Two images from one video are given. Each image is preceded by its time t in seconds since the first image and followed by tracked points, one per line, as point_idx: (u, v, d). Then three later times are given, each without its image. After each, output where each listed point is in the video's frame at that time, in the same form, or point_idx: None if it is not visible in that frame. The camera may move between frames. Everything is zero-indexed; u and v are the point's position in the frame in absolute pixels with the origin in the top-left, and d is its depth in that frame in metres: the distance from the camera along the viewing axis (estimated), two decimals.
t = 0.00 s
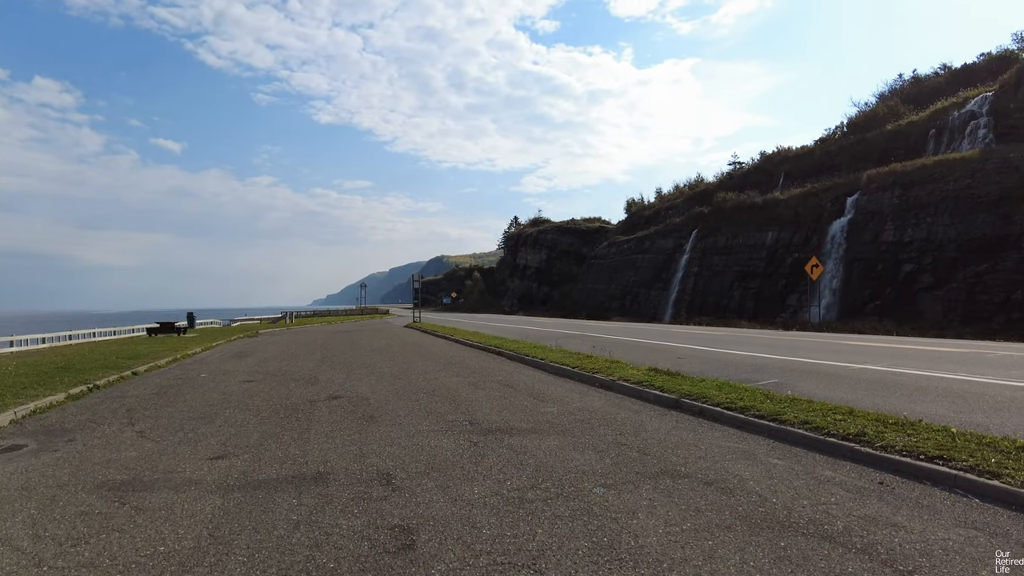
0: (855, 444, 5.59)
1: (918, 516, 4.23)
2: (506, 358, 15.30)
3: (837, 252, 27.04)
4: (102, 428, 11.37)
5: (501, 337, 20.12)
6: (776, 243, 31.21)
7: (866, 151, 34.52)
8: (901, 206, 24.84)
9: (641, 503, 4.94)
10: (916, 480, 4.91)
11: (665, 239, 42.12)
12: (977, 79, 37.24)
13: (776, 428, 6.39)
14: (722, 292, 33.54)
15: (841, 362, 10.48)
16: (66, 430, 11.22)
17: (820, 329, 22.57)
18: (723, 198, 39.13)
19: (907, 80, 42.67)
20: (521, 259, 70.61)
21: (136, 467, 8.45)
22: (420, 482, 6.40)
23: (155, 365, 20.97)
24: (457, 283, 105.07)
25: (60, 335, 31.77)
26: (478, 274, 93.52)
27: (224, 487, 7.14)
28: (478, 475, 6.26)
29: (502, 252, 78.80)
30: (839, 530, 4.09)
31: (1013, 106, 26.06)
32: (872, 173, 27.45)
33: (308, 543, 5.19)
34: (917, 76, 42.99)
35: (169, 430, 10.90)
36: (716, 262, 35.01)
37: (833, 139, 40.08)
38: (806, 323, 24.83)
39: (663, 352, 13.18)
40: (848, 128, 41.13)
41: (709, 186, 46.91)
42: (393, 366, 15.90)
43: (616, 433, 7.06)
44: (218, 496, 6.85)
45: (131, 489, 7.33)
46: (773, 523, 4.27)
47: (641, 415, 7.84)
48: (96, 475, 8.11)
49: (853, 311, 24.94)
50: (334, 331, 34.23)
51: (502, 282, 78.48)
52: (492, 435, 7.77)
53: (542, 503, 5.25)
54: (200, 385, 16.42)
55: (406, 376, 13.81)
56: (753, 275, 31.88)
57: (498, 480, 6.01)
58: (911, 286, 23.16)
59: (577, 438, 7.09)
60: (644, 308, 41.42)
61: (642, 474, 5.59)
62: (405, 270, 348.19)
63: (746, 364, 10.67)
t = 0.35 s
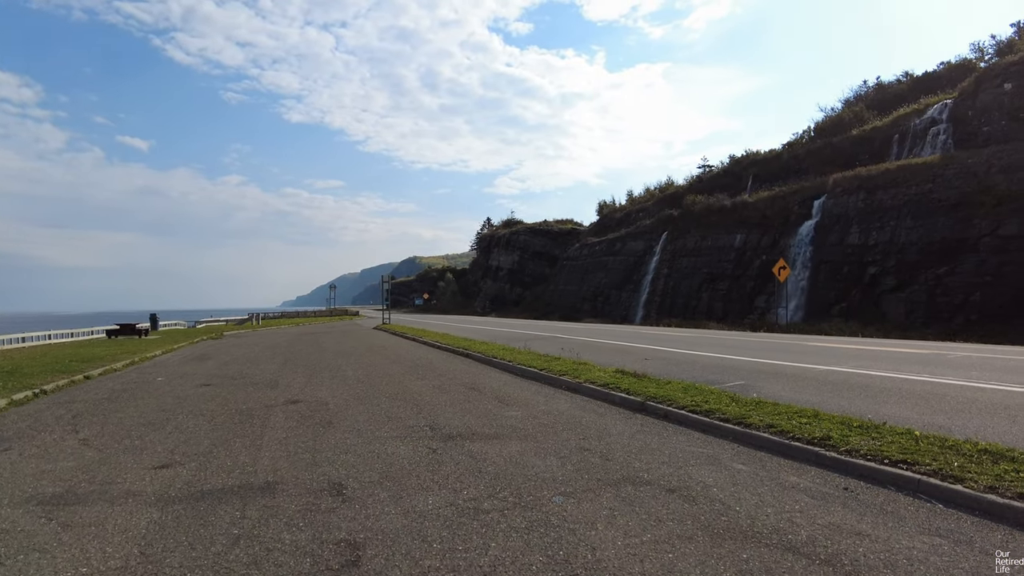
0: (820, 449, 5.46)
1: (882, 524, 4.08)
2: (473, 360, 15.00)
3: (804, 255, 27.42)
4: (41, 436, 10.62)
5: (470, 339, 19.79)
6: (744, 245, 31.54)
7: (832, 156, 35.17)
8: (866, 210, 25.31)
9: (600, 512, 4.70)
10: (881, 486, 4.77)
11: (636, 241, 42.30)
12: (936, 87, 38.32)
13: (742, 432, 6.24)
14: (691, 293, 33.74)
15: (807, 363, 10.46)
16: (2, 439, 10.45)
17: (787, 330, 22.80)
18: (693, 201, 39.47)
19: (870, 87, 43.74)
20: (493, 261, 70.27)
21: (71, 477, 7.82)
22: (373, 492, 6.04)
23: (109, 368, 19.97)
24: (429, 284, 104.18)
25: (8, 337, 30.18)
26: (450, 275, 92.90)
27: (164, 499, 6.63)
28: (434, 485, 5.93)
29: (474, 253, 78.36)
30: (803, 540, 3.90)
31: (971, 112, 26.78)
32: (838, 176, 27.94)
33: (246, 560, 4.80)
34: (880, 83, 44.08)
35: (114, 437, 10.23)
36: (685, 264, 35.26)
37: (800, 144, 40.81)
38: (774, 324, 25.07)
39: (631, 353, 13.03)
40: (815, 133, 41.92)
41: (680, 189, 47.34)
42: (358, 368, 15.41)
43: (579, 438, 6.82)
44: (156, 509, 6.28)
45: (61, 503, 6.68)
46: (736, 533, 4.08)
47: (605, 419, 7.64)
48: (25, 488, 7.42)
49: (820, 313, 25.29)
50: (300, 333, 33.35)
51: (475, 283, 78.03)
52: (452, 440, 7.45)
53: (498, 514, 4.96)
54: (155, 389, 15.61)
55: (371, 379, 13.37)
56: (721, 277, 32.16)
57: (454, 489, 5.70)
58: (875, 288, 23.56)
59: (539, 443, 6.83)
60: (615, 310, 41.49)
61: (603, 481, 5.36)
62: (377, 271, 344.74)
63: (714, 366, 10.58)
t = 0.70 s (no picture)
0: (791, 455, 5.35)
1: (856, 534, 3.97)
2: (444, 362, 14.70)
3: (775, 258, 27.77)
4: None
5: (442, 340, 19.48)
6: (716, 248, 31.84)
7: (802, 160, 35.76)
8: (835, 214, 25.74)
9: (568, 523, 4.50)
10: (854, 494, 4.67)
11: (610, 242, 42.41)
12: (903, 95, 39.28)
13: (713, 437, 6.11)
14: (663, 295, 33.91)
15: (778, 365, 10.45)
16: None
17: (758, 332, 23.01)
18: (666, 203, 39.75)
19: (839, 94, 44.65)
20: (468, 260, 69.84)
21: (10, 487, 7.27)
22: (331, 502, 5.75)
23: (65, 369, 19.06)
24: (403, 284, 103.21)
25: None
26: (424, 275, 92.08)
27: (108, 510, 6.18)
28: (396, 494, 5.65)
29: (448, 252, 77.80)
30: (776, 552, 3.76)
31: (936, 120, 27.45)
32: (808, 181, 28.37)
33: None
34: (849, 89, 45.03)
35: (61, 443, 9.64)
36: (658, 265, 35.44)
37: (771, 148, 41.44)
38: (746, 326, 25.30)
39: (604, 355, 12.90)
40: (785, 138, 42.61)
41: (653, 191, 47.68)
42: (326, 370, 14.97)
43: (549, 443, 6.62)
44: (98, 522, 5.83)
45: None
46: (708, 545, 3.92)
47: (576, 423, 7.45)
48: None
49: (790, 314, 25.61)
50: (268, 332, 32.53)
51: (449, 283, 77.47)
52: (418, 446, 7.18)
53: (462, 525, 4.71)
54: (110, 391, 14.88)
55: (338, 381, 12.96)
56: (693, 279, 32.38)
57: (417, 499, 5.44)
58: (844, 291, 23.95)
59: (508, 449, 6.60)
60: (588, 311, 41.53)
61: (571, 489, 5.16)
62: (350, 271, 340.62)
63: (686, 368, 10.50)
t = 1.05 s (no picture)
0: (766, 459, 5.30)
1: (830, 541, 3.91)
2: (419, 365, 14.47)
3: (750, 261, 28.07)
4: None
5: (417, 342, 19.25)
6: (692, 251, 32.10)
7: (777, 164, 36.26)
8: (809, 218, 26.10)
9: (539, 532, 4.36)
10: (828, 500, 4.62)
11: (588, 244, 42.54)
12: (875, 102, 40.10)
13: (688, 442, 6.03)
14: (640, 297, 34.09)
15: (753, 368, 10.49)
16: None
17: (734, 335, 23.20)
18: (644, 206, 39.99)
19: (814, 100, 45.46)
20: (446, 262, 69.52)
21: None
22: (296, 511, 5.52)
23: (26, 372, 18.36)
24: (380, 285, 102.38)
25: None
26: (402, 276, 91.38)
27: (58, 522, 5.81)
28: (363, 503, 5.46)
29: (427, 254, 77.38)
30: (750, 561, 3.68)
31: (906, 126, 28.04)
32: (783, 185, 28.75)
33: None
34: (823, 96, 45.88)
35: (16, 449, 9.19)
36: (636, 268, 35.62)
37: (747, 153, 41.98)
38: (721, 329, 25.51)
39: (580, 357, 12.82)
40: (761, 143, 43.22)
41: (631, 195, 47.98)
42: (299, 373, 14.62)
43: (522, 448, 6.49)
44: (46, 535, 5.46)
45: None
46: (680, 555, 3.82)
47: (551, 427, 7.33)
48: None
49: (765, 317, 25.92)
50: (241, 334, 31.89)
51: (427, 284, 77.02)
52: (389, 452, 6.99)
53: (430, 535, 4.54)
54: (72, 395, 14.33)
55: (311, 385, 12.67)
56: (669, 281, 32.61)
57: (384, 507, 5.25)
58: (817, 294, 24.28)
59: (480, 454, 6.46)
60: (566, 313, 41.60)
61: (544, 496, 5.03)
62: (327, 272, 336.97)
63: (662, 370, 10.47)
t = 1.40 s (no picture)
0: (737, 464, 5.30)
1: (800, 546, 3.90)
2: (394, 370, 14.29)
3: (725, 265, 28.40)
4: None
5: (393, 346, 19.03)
6: (668, 254, 32.36)
7: (751, 170, 36.83)
8: (782, 223, 26.52)
9: (509, 540, 4.28)
10: (798, 504, 4.62)
11: (565, 248, 42.63)
12: (845, 109, 40.99)
13: (660, 447, 6.02)
14: (617, 301, 34.23)
15: (725, 372, 10.57)
16: None
17: (709, 338, 23.39)
18: (621, 211, 40.25)
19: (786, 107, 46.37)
20: (423, 265, 69.08)
21: None
22: (262, 521, 5.27)
23: None
24: (356, 289, 101.39)
25: None
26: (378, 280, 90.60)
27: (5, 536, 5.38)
28: (331, 513, 5.29)
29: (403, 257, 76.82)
30: (720, 568, 3.65)
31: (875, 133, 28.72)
32: (756, 190, 29.17)
33: None
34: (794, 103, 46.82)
35: None
36: (612, 272, 35.78)
37: (721, 158, 42.59)
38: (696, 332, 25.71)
39: (556, 361, 12.79)
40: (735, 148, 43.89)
41: (608, 199, 48.28)
42: (269, 379, 14.27)
43: (495, 454, 6.41)
44: None
45: None
46: (652, 562, 3.77)
47: (525, 432, 7.28)
48: None
49: (739, 320, 26.21)
50: (211, 339, 31.13)
51: (403, 288, 76.44)
52: (358, 460, 6.83)
53: (398, 545, 4.42)
54: (30, 403, 13.72)
55: (281, 391, 12.37)
56: (645, 285, 32.80)
57: (353, 517, 5.09)
58: (790, 297, 24.63)
59: (452, 461, 6.35)
60: (543, 316, 41.61)
61: (515, 504, 4.96)
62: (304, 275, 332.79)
63: (636, 374, 10.49)
